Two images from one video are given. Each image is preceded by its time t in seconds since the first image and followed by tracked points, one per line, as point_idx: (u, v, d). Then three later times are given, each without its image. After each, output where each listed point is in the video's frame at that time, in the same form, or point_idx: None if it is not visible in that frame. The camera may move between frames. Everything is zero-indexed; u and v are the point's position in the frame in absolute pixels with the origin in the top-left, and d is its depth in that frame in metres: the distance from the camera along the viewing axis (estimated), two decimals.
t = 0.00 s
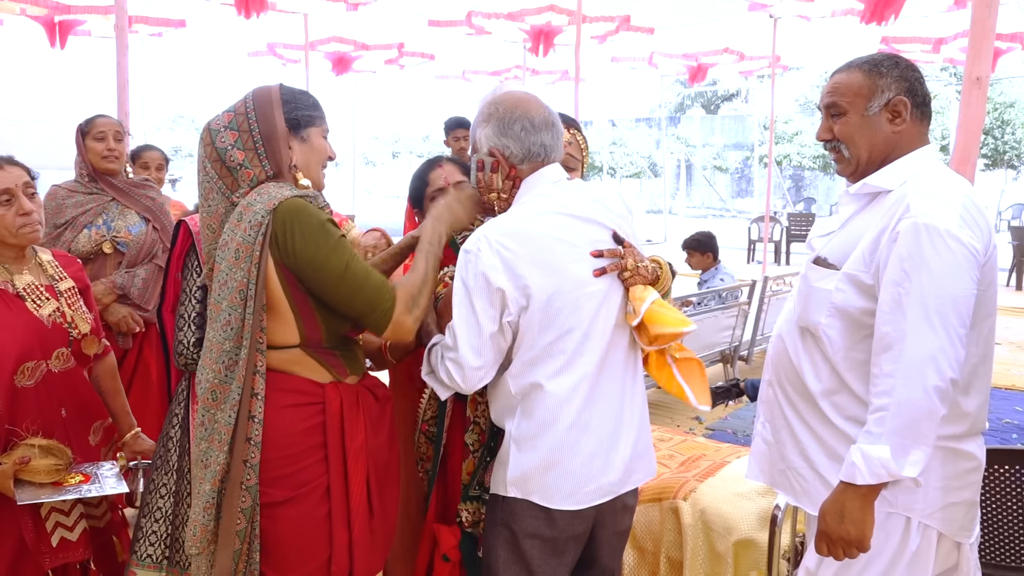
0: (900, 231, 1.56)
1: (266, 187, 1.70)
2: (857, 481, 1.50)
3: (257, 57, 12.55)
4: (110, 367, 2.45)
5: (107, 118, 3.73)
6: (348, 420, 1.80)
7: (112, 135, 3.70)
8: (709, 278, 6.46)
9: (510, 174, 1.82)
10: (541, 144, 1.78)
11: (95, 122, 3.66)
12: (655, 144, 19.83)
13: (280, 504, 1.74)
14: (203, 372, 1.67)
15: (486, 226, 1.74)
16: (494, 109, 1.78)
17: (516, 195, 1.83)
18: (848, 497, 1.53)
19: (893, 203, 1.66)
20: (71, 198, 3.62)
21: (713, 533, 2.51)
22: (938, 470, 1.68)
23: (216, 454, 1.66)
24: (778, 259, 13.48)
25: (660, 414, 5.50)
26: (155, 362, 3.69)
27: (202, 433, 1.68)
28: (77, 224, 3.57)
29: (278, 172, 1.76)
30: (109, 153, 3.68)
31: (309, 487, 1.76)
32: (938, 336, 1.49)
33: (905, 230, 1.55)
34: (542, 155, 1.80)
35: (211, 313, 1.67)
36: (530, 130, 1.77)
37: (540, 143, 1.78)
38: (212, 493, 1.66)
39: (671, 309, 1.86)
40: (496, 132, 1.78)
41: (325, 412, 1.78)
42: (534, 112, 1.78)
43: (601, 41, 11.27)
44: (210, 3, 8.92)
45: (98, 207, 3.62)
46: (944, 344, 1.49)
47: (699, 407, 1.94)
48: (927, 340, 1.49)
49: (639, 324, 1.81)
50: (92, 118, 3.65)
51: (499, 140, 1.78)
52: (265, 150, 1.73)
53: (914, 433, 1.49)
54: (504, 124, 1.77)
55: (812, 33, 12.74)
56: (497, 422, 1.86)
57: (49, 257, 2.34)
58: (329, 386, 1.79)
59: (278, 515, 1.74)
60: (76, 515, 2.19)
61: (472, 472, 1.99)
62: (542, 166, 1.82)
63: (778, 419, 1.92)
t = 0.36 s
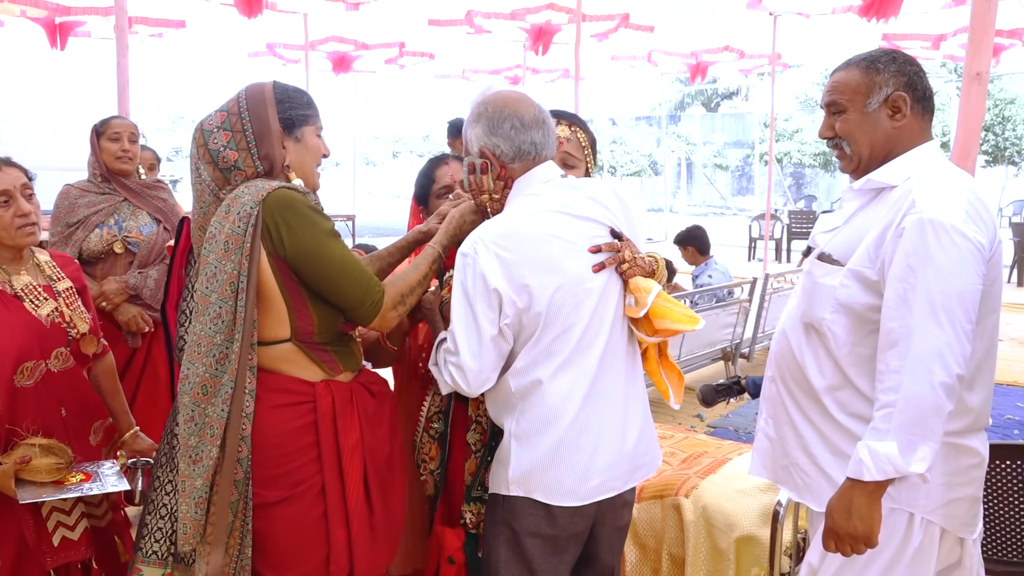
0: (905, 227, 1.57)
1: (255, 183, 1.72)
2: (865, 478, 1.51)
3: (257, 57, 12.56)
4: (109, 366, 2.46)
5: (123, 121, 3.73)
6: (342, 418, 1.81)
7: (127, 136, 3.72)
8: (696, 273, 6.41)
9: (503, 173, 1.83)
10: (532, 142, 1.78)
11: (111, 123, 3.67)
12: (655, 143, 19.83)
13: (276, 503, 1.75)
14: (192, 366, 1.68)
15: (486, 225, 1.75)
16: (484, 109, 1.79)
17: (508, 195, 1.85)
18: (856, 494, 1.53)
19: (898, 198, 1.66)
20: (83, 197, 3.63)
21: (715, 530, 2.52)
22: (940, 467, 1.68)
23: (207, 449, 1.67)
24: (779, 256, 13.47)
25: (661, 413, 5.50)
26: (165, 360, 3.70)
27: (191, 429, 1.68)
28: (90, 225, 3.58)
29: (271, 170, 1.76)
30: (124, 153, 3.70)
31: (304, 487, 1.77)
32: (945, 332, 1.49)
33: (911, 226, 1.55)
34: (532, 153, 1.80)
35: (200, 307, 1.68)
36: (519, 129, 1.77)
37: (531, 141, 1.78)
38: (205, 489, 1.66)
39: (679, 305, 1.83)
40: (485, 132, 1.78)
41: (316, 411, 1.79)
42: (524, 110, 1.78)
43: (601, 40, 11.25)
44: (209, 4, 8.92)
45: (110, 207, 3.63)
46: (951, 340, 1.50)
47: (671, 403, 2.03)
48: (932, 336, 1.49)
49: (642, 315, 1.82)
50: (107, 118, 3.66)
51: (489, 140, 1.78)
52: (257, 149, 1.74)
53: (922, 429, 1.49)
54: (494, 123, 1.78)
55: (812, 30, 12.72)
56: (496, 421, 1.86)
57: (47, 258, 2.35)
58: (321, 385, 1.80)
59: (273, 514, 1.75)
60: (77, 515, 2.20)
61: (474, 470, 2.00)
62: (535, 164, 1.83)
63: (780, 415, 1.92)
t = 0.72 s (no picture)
0: (911, 222, 1.56)
1: (253, 187, 1.72)
2: (874, 476, 1.50)
3: (258, 59, 12.58)
4: (111, 367, 2.46)
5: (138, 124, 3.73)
6: (339, 418, 1.81)
7: (140, 140, 3.75)
8: (707, 273, 6.42)
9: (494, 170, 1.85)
10: (520, 140, 1.79)
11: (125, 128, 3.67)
12: (657, 140, 19.82)
13: (271, 502, 1.75)
14: (190, 370, 1.68)
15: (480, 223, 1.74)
16: (472, 110, 1.81)
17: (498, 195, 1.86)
18: (865, 491, 1.53)
19: (904, 193, 1.66)
20: (94, 199, 3.63)
21: (718, 526, 2.52)
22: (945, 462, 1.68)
23: (202, 453, 1.67)
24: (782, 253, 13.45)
25: (664, 410, 5.49)
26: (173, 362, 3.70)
27: (187, 432, 1.68)
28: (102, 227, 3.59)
29: (269, 173, 1.77)
30: (136, 156, 3.72)
31: (299, 486, 1.77)
32: (954, 329, 1.49)
33: (916, 221, 1.55)
34: (521, 151, 1.81)
35: (199, 312, 1.68)
36: (506, 128, 1.78)
37: (519, 139, 1.79)
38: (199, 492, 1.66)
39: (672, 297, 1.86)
40: (474, 133, 1.81)
41: (312, 410, 1.79)
42: (511, 110, 1.79)
43: (601, 38, 11.26)
44: (210, 6, 8.93)
45: (120, 209, 3.64)
46: (959, 337, 1.49)
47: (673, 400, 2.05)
48: (940, 332, 1.48)
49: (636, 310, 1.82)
50: (121, 121, 3.69)
51: (478, 141, 1.80)
52: (256, 151, 1.74)
53: (930, 426, 1.49)
54: (482, 124, 1.79)
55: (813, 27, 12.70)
56: (496, 419, 1.86)
57: (47, 260, 2.35)
58: (317, 384, 1.80)
59: (267, 513, 1.75)
60: (80, 514, 2.20)
61: (475, 467, 2.00)
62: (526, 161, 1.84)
63: (784, 411, 1.92)
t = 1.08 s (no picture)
0: (911, 225, 1.56)
1: (266, 186, 1.73)
2: (873, 478, 1.50)
3: (260, 61, 12.63)
4: (112, 370, 2.46)
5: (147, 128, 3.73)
6: (342, 417, 1.82)
7: (149, 143, 3.75)
8: (714, 273, 6.43)
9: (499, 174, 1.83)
10: (523, 142, 1.77)
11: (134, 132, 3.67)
12: (659, 141, 19.84)
13: (274, 500, 1.75)
14: (203, 360, 1.72)
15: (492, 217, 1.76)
16: (475, 115, 1.80)
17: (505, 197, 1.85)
18: (866, 494, 1.53)
19: (904, 195, 1.66)
20: (101, 202, 3.64)
21: (721, 528, 2.52)
22: (947, 464, 1.68)
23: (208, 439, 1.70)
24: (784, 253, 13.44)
25: (667, 411, 5.50)
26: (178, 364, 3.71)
27: (196, 419, 1.73)
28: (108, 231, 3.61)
29: (280, 176, 1.77)
30: (145, 160, 3.74)
31: (302, 485, 1.77)
32: (953, 331, 1.48)
33: (917, 224, 1.54)
34: (525, 153, 1.79)
35: (212, 304, 1.72)
36: (509, 131, 1.77)
37: (522, 141, 1.77)
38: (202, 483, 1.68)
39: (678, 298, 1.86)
40: (477, 136, 1.79)
41: (316, 408, 1.79)
42: (514, 113, 1.78)
43: (602, 40, 11.29)
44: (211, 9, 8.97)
45: (128, 213, 3.65)
46: (958, 339, 1.49)
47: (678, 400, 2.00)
48: (939, 335, 1.48)
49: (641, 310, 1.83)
50: (129, 125, 3.69)
51: (481, 143, 1.79)
52: (266, 153, 1.75)
53: (930, 429, 1.48)
54: (484, 127, 1.78)
55: (814, 27, 12.70)
56: (502, 420, 1.86)
57: (48, 263, 2.36)
58: (322, 383, 1.81)
59: (272, 511, 1.75)
60: (81, 515, 2.20)
61: (479, 466, 2.01)
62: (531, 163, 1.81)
63: (787, 412, 1.92)
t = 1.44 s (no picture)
0: (914, 227, 1.56)
1: (256, 188, 1.74)
2: (871, 478, 1.50)
3: (264, 62, 12.67)
4: (115, 370, 2.46)
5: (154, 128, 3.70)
6: (336, 416, 1.82)
7: (157, 143, 3.73)
8: (716, 274, 6.44)
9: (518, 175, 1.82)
10: (542, 143, 1.77)
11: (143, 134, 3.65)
12: (663, 143, 19.84)
13: (268, 497, 1.76)
14: (191, 362, 1.74)
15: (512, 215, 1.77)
16: (495, 116, 1.80)
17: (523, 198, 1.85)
18: (863, 494, 1.53)
19: (908, 197, 1.66)
20: (109, 202, 3.64)
21: (723, 530, 2.52)
22: (950, 467, 1.68)
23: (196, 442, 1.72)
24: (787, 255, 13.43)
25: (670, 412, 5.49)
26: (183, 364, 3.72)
27: (189, 420, 1.76)
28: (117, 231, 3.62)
29: (276, 172, 1.77)
30: (153, 160, 3.72)
31: (297, 481, 1.78)
32: (952, 333, 1.48)
33: (919, 225, 1.54)
34: (544, 154, 1.78)
35: (201, 307, 1.74)
36: (529, 131, 1.76)
37: (541, 142, 1.77)
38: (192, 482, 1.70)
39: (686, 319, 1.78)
40: (497, 136, 1.79)
41: (311, 407, 1.80)
42: (534, 114, 1.77)
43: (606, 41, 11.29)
44: (216, 9, 9.01)
45: (135, 213, 3.66)
46: (958, 340, 1.49)
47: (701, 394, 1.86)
48: (939, 336, 1.48)
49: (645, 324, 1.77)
50: (138, 125, 3.66)
51: (502, 144, 1.79)
52: (265, 150, 1.75)
53: (928, 430, 1.48)
54: (504, 127, 1.78)
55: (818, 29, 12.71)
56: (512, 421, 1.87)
57: (53, 263, 2.37)
58: (317, 381, 1.82)
59: (267, 508, 1.76)
60: (86, 513, 2.20)
61: (486, 460, 1.99)
62: (551, 164, 1.81)
63: (791, 413, 1.92)
